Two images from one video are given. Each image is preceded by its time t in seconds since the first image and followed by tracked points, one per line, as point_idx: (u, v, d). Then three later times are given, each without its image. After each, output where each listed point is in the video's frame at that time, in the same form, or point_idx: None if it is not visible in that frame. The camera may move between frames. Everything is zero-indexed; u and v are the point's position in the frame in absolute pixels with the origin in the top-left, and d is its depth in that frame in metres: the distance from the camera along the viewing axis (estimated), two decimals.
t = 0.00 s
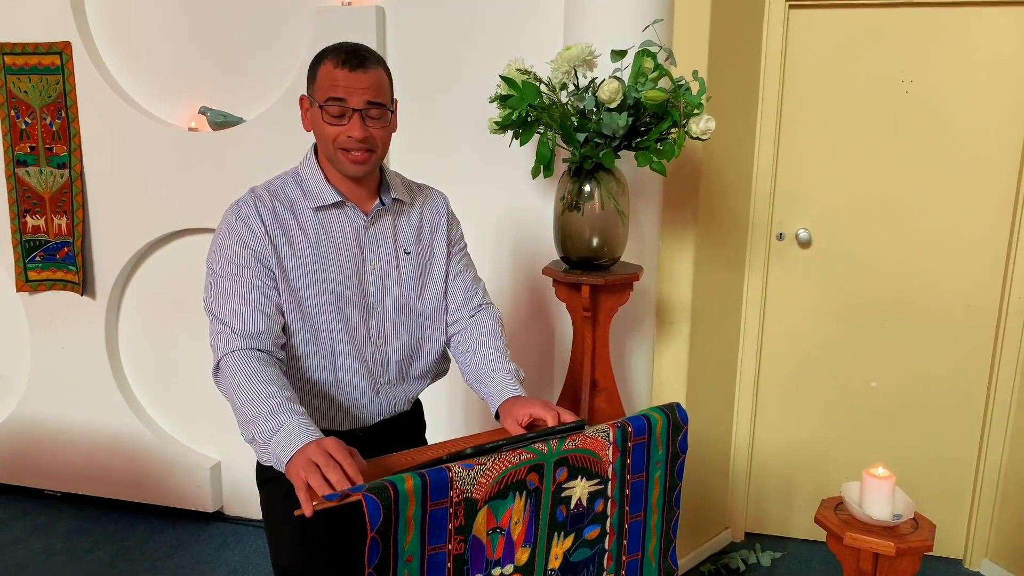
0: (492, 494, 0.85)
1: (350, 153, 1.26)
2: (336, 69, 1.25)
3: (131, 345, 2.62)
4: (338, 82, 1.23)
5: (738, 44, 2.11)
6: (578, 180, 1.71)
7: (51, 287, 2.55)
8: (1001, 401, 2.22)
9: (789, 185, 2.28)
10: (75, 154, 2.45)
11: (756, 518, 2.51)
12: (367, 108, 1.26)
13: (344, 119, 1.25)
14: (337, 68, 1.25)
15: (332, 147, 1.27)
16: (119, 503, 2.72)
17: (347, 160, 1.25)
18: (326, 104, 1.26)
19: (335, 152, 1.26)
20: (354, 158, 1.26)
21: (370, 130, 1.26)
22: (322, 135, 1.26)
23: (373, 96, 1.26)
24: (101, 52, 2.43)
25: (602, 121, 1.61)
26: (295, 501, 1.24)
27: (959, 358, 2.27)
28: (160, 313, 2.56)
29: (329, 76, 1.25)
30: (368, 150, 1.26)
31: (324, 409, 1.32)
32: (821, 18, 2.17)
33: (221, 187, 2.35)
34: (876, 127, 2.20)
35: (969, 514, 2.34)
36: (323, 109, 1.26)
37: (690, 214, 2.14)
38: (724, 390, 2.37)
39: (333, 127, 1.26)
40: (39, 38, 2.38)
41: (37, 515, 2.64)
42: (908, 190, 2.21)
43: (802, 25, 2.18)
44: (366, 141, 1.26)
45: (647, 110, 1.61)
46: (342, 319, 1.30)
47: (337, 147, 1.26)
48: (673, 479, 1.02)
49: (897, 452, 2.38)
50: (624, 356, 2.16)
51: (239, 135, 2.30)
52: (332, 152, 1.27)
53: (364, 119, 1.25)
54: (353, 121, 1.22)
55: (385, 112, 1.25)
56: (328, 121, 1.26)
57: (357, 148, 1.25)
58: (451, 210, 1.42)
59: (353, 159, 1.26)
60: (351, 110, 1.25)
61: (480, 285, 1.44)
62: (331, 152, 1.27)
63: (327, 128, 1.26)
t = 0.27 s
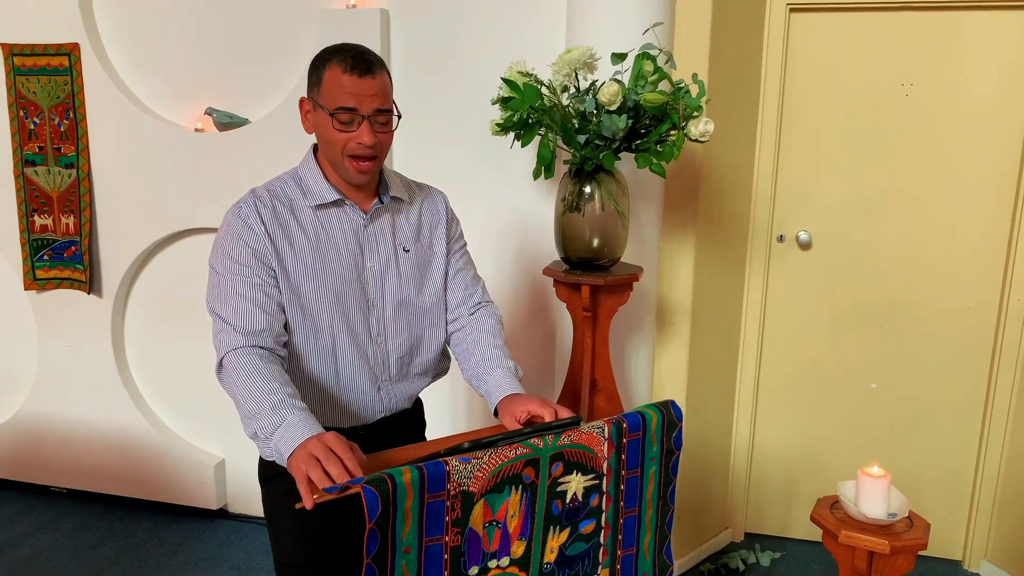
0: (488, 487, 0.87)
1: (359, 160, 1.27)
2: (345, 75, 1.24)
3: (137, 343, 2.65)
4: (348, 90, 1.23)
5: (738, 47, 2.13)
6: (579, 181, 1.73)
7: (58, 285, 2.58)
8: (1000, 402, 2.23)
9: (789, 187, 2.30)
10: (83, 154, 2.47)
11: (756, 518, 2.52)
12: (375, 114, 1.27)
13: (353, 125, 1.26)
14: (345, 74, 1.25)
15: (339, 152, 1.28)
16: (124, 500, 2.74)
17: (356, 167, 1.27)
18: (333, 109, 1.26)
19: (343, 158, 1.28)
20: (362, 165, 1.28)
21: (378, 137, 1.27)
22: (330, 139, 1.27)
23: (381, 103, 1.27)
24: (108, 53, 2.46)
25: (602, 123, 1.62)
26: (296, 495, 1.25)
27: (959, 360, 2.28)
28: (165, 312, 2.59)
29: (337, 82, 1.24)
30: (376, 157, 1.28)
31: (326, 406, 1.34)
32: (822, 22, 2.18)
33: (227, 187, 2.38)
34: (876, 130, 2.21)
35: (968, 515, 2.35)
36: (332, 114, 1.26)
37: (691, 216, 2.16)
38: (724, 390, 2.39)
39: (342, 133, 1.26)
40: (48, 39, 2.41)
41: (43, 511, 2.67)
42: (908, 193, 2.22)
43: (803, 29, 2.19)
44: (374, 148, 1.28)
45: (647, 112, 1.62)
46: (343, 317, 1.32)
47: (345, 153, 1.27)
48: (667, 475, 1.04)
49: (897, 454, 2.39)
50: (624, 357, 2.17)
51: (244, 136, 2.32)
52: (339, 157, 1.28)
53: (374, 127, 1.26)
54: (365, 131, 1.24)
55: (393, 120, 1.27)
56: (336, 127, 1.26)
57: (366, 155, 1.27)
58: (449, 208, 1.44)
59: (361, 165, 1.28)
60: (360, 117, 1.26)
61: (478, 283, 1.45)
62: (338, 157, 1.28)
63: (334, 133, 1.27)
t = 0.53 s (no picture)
0: (487, 480, 0.88)
1: (365, 162, 1.29)
2: (353, 79, 1.25)
3: (141, 340, 2.67)
4: (355, 94, 1.24)
5: (740, 47, 2.14)
6: (581, 180, 1.74)
7: (64, 282, 2.60)
8: (1001, 402, 2.23)
9: (790, 187, 2.31)
10: (89, 152, 2.49)
11: (757, 517, 2.53)
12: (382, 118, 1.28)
13: (359, 128, 1.27)
14: (352, 77, 1.25)
15: (346, 155, 1.29)
16: (129, 496, 2.76)
17: (362, 170, 1.28)
18: (340, 112, 1.27)
19: (349, 160, 1.29)
20: (367, 167, 1.29)
21: (384, 140, 1.28)
22: (336, 142, 1.28)
23: (388, 107, 1.28)
24: (114, 52, 2.48)
25: (604, 122, 1.63)
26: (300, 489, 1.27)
27: (959, 360, 2.28)
28: (170, 309, 2.61)
29: (344, 85, 1.25)
30: (382, 160, 1.30)
31: (328, 402, 1.35)
32: (824, 22, 2.19)
33: (231, 185, 2.40)
34: (877, 129, 2.22)
35: (968, 515, 2.35)
36: (339, 117, 1.26)
37: (692, 215, 2.17)
38: (725, 389, 2.40)
39: (348, 136, 1.27)
40: (55, 38, 2.43)
41: (48, 506, 2.69)
42: (910, 192, 2.22)
43: (804, 29, 2.20)
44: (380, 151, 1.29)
45: (648, 111, 1.63)
46: (345, 315, 1.33)
47: (351, 156, 1.29)
48: (665, 470, 1.05)
49: (897, 453, 2.39)
50: (626, 356, 2.18)
51: (249, 134, 2.34)
52: (345, 160, 1.29)
53: (380, 130, 1.27)
54: (372, 135, 1.25)
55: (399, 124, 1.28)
56: (343, 130, 1.27)
57: (372, 158, 1.28)
58: (451, 207, 1.45)
59: (366, 168, 1.30)
60: (366, 120, 1.27)
61: (480, 281, 1.47)
62: (344, 159, 1.29)
63: (341, 136, 1.28)
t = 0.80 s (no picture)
0: (488, 476, 0.89)
1: (368, 161, 1.29)
2: (356, 77, 1.25)
3: (146, 338, 2.68)
4: (358, 93, 1.24)
5: (744, 48, 2.14)
6: (583, 180, 1.75)
7: (69, 280, 2.61)
8: (1003, 403, 2.23)
9: (793, 187, 2.31)
10: (95, 151, 2.51)
11: (758, 517, 2.53)
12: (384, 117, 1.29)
13: (362, 127, 1.28)
14: (355, 76, 1.26)
15: (348, 153, 1.29)
16: (132, 493, 2.78)
17: (364, 168, 1.29)
18: (343, 111, 1.27)
19: (351, 158, 1.29)
20: (370, 166, 1.30)
21: (386, 139, 1.29)
22: (339, 140, 1.28)
23: (390, 106, 1.28)
24: (120, 51, 2.49)
25: (606, 122, 1.64)
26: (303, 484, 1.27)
27: (962, 360, 2.28)
28: (174, 307, 2.62)
29: (347, 84, 1.25)
30: (384, 159, 1.30)
31: (332, 399, 1.36)
32: (827, 23, 2.19)
33: (236, 183, 2.41)
34: (880, 130, 2.22)
35: (970, 515, 2.35)
36: (341, 116, 1.27)
37: (694, 215, 2.17)
38: (727, 389, 2.40)
39: (351, 134, 1.28)
40: (61, 37, 2.44)
41: (52, 503, 2.70)
42: (913, 193, 2.23)
43: (807, 30, 2.21)
44: (382, 150, 1.29)
45: (651, 111, 1.64)
46: (349, 312, 1.34)
47: (353, 154, 1.29)
48: (666, 467, 1.05)
49: (899, 453, 2.39)
50: (627, 353, 2.20)
51: (254, 134, 2.35)
52: (348, 158, 1.29)
53: (383, 129, 1.28)
54: (375, 134, 1.25)
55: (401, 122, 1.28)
56: (346, 128, 1.27)
57: (374, 157, 1.29)
58: (454, 205, 1.45)
59: (369, 166, 1.30)
60: (369, 119, 1.27)
61: (482, 279, 1.47)
62: (346, 157, 1.30)
63: (344, 134, 1.28)
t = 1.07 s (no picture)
0: (491, 480, 0.89)
1: (371, 162, 1.29)
2: (359, 79, 1.25)
3: (149, 340, 2.69)
4: (362, 95, 1.24)
5: (746, 51, 2.15)
6: (586, 183, 1.75)
7: (72, 282, 2.62)
8: (1007, 406, 2.23)
9: (796, 190, 2.31)
10: (98, 153, 2.51)
11: (761, 520, 2.52)
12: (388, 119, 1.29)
13: (366, 129, 1.28)
14: (359, 77, 1.26)
15: (352, 154, 1.29)
16: (134, 495, 2.78)
17: (368, 170, 1.29)
18: (346, 112, 1.27)
19: (355, 160, 1.29)
20: (373, 167, 1.30)
21: (390, 140, 1.29)
22: (343, 141, 1.28)
23: (394, 108, 1.28)
24: (124, 54, 2.50)
25: (609, 125, 1.64)
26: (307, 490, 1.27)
27: (965, 364, 2.28)
28: (177, 309, 2.63)
29: (351, 86, 1.25)
30: (388, 160, 1.30)
31: (335, 403, 1.35)
32: (830, 26, 2.19)
33: (240, 186, 2.41)
34: (884, 133, 2.22)
35: (973, 519, 2.35)
36: (345, 117, 1.27)
37: (697, 218, 2.17)
38: (730, 392, 2.40)
39: (355, 136, 1.28)
40: (65, 39, 2.45)
41: (55, 505, 2.70)
42: (916, 196, 2.22)
43: (810, 33, 2.21)
44: (386, 152, 1.30)
45: (654, 115, 1.64)
46: (352, 316, 1.34)
47: (357, 155, 1.29)
48: (668, 471, 1.05)
49: (902, 457, 2.39)
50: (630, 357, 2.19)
51: (257, 137, 2.36)
52: (352, 159, 1.29)
53: (387, 131, 1.28)
54: (379, 136, 1.25)
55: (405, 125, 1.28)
56: (349, 130, 1.28)
57: (378, 158, 1.29)
58: (456, 208, 1.46)
59: (372, 168, 1.30)
60: (373, 121, 1.27)
61: (485, 282, 1.47)
62: (350, 159, 1.30)
63: (348, 136, 1.28)
